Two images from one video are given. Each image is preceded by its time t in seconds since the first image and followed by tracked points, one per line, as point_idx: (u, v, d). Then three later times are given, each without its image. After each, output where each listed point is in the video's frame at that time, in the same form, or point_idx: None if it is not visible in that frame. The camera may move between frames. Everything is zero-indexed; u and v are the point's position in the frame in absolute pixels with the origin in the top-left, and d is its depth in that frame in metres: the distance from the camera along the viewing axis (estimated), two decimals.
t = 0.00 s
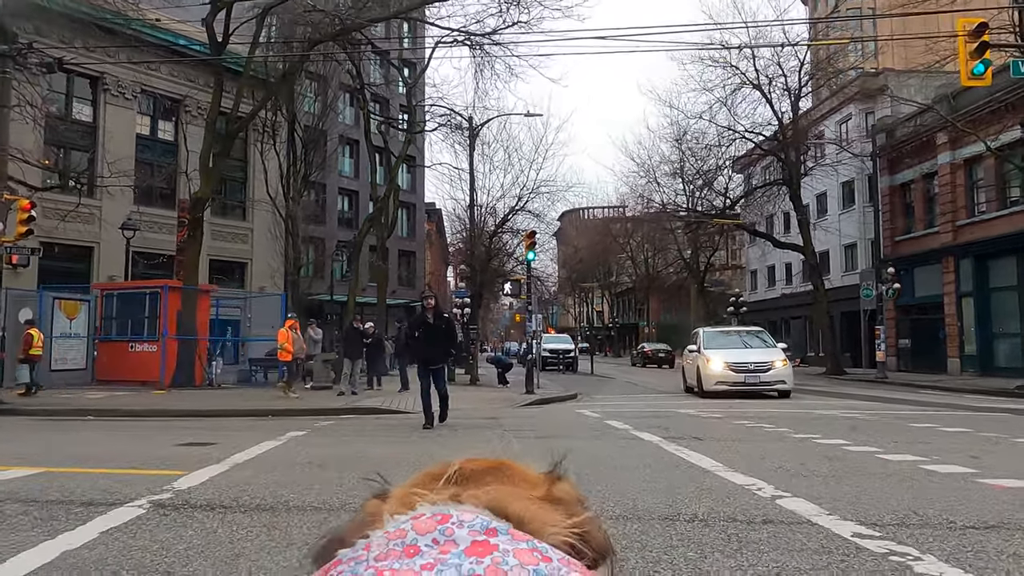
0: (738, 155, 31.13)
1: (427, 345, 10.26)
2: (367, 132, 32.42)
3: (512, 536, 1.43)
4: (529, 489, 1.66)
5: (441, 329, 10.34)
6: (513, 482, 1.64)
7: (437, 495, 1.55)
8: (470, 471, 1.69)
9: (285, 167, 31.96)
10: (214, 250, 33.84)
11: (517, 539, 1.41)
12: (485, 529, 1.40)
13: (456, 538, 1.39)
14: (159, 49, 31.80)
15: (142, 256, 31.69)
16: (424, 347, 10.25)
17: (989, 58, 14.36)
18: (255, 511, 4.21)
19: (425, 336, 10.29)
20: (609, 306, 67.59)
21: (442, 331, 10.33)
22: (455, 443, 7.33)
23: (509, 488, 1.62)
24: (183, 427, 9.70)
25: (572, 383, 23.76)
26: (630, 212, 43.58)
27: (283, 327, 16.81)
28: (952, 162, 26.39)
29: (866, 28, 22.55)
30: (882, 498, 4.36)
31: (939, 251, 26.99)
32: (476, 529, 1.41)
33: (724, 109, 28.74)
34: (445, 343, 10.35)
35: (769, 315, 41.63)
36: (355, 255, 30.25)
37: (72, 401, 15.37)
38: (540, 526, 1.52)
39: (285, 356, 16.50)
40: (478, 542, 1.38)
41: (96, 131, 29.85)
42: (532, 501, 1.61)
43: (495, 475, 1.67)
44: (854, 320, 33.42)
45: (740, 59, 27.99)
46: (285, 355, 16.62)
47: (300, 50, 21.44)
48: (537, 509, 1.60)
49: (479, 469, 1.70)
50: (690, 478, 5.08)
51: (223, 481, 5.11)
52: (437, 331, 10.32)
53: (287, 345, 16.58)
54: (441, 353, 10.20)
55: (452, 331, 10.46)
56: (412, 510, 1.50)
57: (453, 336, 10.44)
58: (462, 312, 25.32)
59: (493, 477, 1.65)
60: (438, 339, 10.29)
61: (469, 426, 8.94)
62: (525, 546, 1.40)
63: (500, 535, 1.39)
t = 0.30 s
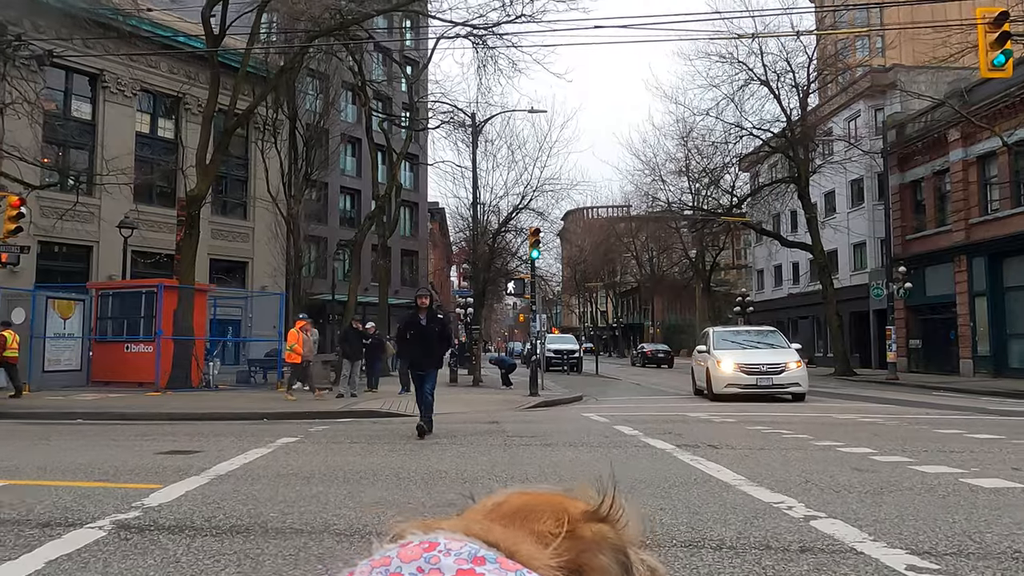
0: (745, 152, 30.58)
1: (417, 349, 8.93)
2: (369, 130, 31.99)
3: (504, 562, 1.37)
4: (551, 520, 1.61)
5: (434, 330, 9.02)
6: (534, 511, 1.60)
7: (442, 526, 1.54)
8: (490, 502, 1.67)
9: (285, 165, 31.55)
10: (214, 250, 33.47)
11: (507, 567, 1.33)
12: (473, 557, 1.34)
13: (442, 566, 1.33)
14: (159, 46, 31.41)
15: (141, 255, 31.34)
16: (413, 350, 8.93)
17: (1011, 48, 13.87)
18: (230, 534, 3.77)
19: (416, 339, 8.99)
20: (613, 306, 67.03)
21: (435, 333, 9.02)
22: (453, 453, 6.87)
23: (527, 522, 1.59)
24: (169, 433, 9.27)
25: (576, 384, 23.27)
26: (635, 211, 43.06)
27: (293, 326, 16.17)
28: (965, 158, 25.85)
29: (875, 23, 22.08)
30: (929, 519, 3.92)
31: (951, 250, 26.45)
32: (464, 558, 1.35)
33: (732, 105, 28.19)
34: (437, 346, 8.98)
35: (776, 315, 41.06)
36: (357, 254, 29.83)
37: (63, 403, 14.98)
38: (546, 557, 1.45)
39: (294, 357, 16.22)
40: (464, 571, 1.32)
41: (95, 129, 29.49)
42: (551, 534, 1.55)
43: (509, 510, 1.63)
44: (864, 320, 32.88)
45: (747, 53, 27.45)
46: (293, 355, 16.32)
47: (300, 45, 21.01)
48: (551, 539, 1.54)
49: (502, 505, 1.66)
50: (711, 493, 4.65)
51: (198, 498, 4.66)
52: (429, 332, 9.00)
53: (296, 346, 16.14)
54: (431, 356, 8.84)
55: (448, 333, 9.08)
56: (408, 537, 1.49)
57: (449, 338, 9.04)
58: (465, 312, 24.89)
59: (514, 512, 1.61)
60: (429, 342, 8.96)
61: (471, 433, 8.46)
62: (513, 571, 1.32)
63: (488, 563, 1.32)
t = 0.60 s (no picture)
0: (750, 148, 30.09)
1: (402, 343, 8.19)
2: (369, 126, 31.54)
3: (506, 556, 1.55)
4: (579, 534, 1.74)
5: (420, 322, 8.25)
6: (564, 520, 1.75)
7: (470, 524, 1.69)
8: (529, 507, 1.85)
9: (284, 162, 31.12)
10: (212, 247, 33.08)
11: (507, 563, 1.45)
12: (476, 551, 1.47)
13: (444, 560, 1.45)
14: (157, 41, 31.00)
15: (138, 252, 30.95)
16: (397, 344, 8.20)
17: None
18: (196, 560, 3.36)
19: (401, 332, 8.24)
20: (615, 304, 66.52)
21: (422, 325, 8.25)
22: (451, 460, 6.46)
23: (553, 530, 1.74)
24: (154, 436, 8.86)
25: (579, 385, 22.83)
26: (637, 209, 42.59)
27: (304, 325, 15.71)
28: (974, 155, 25.39)
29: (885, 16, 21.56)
30: (978, 543, 3.51)
31: (960, 248, 25.99)
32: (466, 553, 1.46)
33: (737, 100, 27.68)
34: (423, 340, 8.23)
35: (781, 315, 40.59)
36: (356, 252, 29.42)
37: (52, 403, 14.60)
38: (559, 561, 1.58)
39: (307, 357, 15.93)
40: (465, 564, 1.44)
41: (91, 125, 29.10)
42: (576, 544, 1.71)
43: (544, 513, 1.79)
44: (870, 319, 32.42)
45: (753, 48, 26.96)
46: (306, 354, 16.00)
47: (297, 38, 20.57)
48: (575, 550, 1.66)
49: (537, 508, 1.84)
50: (734, 511, 4.24)
51: (170, 514, 4.24)
52: (414, 324, 8.23)
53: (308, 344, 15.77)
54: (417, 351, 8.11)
55: (435, 326, 8.30)
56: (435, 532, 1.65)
57: (436, 331, 8.27)
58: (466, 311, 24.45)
59: (546, 520, 1.77)
60: (415, 335, 8.21)
61: (470, 438, 8.05)
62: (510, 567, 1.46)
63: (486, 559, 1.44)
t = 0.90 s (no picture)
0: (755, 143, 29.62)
1: (380, 346, 7.16)
2: (368, 121, 31.03)
3: (492, 558, 1.64)
4: (579, 543, 1.82)
5: (402, 321, 7.20)
6: (563, 529, 1.83)
7: (468, 525, 1.80)
8: (536, 515, 1.94)
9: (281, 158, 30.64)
10: (210, 244, 32.67)
11: (492, 562, 1.58)
12: (462, 553, 1.59)
13: (427, 559, 1.58)
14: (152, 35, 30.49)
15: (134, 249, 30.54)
16: (374, 346, 7.17)
17: None
18: None
19: (378, 332, 7.20)
20: (617, 302, 66.10)
21: (403, 325, 7.20)
22: (450, 469, 6.03)
23: (551, 537, 1.82)
24: (137, 439, 8.43)
25: (582, 384, 22.36)
26: (640, 206, 42.17)
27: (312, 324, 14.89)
28: (984, 150, 24.89)
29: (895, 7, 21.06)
30: None
31: (970, 245, 25.52)
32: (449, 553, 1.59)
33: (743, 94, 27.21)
34: (405, 343, 7.19)
35: (785, 312, 40.18)
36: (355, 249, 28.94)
37: (41, 403, 14.20)
38: (546, 564, 1.68)
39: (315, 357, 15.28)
40: (448, 562, 1.57)
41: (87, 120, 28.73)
42: (573, 554, 1.78)
43: (543, 521, 1.87)
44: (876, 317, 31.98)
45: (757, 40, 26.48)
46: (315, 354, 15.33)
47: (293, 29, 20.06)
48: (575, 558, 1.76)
49: (538, 515, 1.92)
50: (763, 530, 3.83)
51: (136, 534, 3.79)
52: (394, 324, 7.18)
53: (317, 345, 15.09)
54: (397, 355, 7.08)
55: (418, 326, 7.26)
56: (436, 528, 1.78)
57: (420, 332, 7.22)
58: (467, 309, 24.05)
59: (544, 528, 1.85)
60: (396, 337, 7.16)
61: (470, 443, 7.63)
62: (498, 566, 1.58)
63: (474, 559, 1.58)
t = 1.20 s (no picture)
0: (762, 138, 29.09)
1: (361, 341, 6.10)
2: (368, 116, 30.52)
3: (492, 563, 1.56)
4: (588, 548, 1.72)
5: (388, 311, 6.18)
6: (572, 534, 1.74)
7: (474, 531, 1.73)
8: (547, 518, 1.85)
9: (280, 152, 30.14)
10: (208, 240, 32.26)
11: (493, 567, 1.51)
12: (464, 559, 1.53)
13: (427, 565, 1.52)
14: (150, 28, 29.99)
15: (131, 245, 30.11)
16: (355, 339, 6.11)
17: None
18: None
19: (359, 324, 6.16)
20: (620, 300, 65.69)
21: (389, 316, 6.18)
22: (449, 481, 5.57)
23: (560, 542, 1.73)
24: (119, 443, 7.98)
25: (585, 382, 21.91)
26: (643, 202, 41.74)
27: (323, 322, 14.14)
28: (996, 145, 24.39)
29: None
30: None
31: (981, 241, 25.04)
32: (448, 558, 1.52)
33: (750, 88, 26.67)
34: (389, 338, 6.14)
35: (790, 310, 39.71)
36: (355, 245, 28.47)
37: (30, 403, 13.78)
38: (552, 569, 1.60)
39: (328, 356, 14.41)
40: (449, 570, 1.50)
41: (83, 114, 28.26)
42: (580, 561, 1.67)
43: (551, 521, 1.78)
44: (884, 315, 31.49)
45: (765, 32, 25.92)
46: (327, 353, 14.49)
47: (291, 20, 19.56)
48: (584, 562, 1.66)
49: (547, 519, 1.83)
50: (804, 557, 3.39)
51: (95, 561, 3.34)
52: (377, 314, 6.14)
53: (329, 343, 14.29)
54: (378, 352, 5.99)
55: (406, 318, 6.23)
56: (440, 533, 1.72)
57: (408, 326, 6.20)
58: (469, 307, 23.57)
59: (553, 532, 1.77)
60: (380, 330, 6.13)
61: (471, 448, 7.18)
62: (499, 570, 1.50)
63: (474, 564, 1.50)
